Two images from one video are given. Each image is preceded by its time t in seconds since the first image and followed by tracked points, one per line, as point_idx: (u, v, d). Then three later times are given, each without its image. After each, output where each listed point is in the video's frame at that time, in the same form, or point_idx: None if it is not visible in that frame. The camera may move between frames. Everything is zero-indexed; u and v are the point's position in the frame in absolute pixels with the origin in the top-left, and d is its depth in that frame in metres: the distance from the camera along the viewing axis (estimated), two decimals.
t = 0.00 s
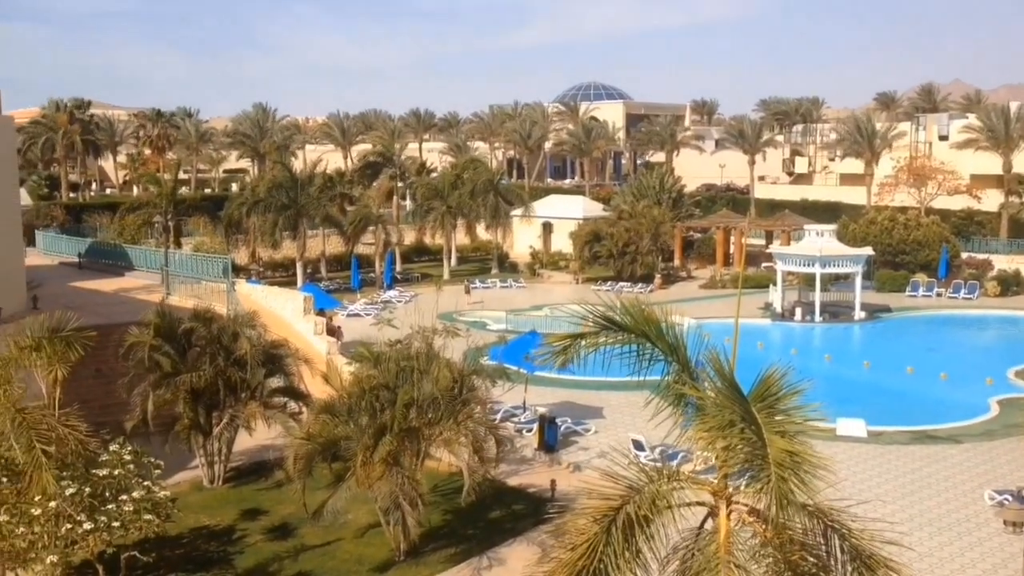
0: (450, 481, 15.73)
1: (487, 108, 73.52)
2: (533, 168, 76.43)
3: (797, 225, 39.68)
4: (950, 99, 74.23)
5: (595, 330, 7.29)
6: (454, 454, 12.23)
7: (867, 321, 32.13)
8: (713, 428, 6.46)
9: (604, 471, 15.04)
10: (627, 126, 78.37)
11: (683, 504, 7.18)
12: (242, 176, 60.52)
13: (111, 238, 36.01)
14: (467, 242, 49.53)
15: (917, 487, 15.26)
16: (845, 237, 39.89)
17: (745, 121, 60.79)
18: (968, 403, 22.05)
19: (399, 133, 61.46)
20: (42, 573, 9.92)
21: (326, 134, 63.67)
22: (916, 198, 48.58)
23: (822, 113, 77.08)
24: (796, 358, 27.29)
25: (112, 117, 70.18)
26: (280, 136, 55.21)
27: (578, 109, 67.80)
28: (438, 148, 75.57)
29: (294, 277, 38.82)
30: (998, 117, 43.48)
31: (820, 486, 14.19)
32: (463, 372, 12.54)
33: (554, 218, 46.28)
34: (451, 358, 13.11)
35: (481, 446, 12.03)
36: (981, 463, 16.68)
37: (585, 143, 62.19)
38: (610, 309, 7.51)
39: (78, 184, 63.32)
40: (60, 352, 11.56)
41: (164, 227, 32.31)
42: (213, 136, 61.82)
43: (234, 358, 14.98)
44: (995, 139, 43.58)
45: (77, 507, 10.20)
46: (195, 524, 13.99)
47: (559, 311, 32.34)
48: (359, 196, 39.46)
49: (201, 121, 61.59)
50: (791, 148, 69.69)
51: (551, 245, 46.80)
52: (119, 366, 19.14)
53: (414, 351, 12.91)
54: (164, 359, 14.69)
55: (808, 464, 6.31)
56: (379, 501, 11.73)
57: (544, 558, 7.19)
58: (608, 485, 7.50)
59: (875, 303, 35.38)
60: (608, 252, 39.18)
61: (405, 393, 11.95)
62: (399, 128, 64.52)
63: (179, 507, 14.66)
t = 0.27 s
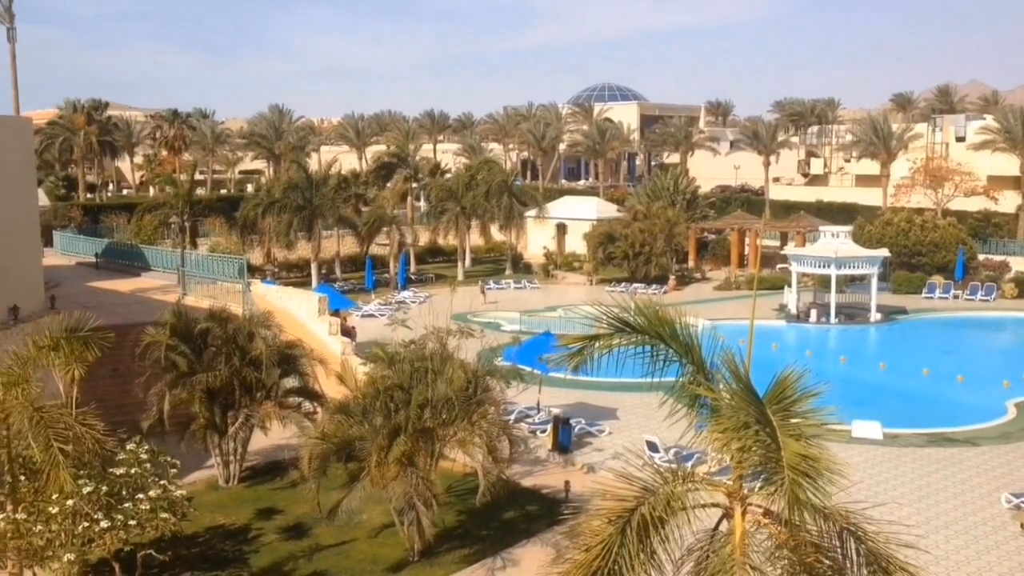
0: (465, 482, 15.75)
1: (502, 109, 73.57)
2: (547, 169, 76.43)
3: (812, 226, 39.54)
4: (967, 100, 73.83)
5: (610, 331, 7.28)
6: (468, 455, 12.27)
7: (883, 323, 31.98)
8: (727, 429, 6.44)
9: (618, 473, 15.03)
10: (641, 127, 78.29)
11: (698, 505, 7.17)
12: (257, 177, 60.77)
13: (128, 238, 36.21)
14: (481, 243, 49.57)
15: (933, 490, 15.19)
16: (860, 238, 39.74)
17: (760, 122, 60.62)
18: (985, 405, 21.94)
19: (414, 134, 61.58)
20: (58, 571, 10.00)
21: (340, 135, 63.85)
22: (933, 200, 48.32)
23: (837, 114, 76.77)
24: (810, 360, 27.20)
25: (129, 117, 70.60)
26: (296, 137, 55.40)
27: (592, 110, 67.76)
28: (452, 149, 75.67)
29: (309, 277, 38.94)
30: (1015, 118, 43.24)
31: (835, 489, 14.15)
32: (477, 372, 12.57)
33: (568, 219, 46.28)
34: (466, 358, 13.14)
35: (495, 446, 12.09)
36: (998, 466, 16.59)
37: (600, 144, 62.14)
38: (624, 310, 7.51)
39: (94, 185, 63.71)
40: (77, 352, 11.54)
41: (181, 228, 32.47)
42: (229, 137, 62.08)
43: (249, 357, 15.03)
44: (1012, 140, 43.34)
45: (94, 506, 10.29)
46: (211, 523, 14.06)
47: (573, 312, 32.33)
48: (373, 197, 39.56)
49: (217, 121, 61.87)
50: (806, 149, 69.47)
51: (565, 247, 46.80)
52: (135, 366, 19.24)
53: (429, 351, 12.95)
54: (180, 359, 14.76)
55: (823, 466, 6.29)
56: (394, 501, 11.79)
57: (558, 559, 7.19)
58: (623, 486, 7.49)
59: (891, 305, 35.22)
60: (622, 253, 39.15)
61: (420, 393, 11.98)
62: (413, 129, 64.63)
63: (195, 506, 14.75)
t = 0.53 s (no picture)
0: (478, 480, 15.76)
1: (515, 108, 73.56)
2: (560, 168, 76.40)
3: (826, 223, 39.36)
4: (983, 96, 73.34)
5: (623, 330, 7.27)
6: (482, 453, 12.27)
7: (898, 320, 31.81)
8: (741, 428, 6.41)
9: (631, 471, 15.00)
10: (655, 125, 78.15)
11: (712, 503, 7.14)
12: (271, 176, 61.00)
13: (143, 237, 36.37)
14: (495, 242, 49.59)
15: (949, 488, 15.11)
16: (876, 235, 39.55)
17: (774, 119, 60.41)
18: (1001, 403, 21.80)
19: (427, 133, 61.66)
20: (74, 569, 10.04)
21: (354, 134, 63.99)
22: (949, 196, 48.02)
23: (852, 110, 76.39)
24: (825, 357, 27.10)
25: (144, 118, 70.90)
26: (309, 136, 55.53)
27: (606, 108, 67.65)
28: (466, 147, 75.72)
29: (322, 276, 39.03)
30: None
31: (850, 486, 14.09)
32: (491, 371, 12.57)
33: (582, 217, 46.24)
34: (479, 356, 13.14)
35: (508, 444, 12.08)
36: (1015, 464, 16.49)
37: (613, 142, 62.05)
38: (637, 308, 7.49)
39: (111, 184, 64.08)
40: (93, 350, 11.58)
41: (195, 227, 32.59)
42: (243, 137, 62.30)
43: (263, 356, 15.09)
44: None
45: (109, 504, 10.33)
46: (226, 521, 14.11)
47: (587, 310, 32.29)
48: (387, 195, 39.62)
49: (231, 121, 62.08)
50: (821, 146, 69.16)
51: (579, 245, 46.76)
52: (150, 365, 19.33)
53: (442, 349, 12.95)
54: (195, 358, 14.83)
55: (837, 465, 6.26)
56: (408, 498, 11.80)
57: (571, 557, 7.18)
58: (637, 484, 7.48)
59: (906, 302, 35.03)
60: (636, 251, 39.07)
61: (433, 391, 12.00)
62: (427, 128, 64.70)
63: (209, 504, 14.80)
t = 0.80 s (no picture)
0: (475, 474, 15.77)
1: (511, 103, 73.50)
2: (556, 162, 76.36)
3: (822, 216, 39.38)
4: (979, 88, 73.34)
5: (619, 325, 7.26)
6: (479, 447, 12.27)
7: (895, 313, 31.84)
8: (738, 421, 6.42)
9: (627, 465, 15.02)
10: (651, 119, 78.14)
11: (708, 496, 7.14)
12: (267, 171, 60.97)
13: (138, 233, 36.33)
14: (491, 236, 49.57)
15: (946, 480, 15.14)
16: (871, 229, 39.59)
17: (770, 113, 60.39)
18: (996, 395, 21.84)
19: (423, 127, 61.59)
20: (71, 564, 10.04)
21: (350, 129, 63.92)
22: (945, 189, 48.03)
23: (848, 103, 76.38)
24: (822, 350, 27.13)
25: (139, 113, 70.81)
26: (305, 131, 55.45)
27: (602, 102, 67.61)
28: (462, 142, 75.67)
29: (319, 271, 39.00)
30: None
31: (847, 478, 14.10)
32: (488, 365, 12.57)
33: (578, 211, 46.23)
34: (476, 351, 13.15)
35: (505, 438, 12.09)
36: (1011, 456, 16.52)
37: (609, 136, 62.03)
38: (634, 303, 7.49)
39: (106, 180, 63.99)
40: (89, 346, 11.57)
41: (191, 222, 32.54)
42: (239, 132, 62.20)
43: (260, 351, 15.09)
44: None
45: (106, 499, 10.32)
46: (223, 516, 14.12)
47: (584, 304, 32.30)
48: (383, 190, 39.56)
49: (227, 116, 61.99)
50: (817, 140, 69.18)
51: (575, 239, 46.76)
52: (147, 360, 19.31)
53: (439, 343, 12.95)
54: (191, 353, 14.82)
55: (834, 457, 6.27)
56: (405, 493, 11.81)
57: (569, 551, 7.19)
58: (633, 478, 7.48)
59: (902, 295, 35.07)
60: (633, 245, 39.07)
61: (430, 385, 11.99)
62: (422, 122, 64.62)
63: (206, 499, 14.81)
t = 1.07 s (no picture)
0: (474, 467, 15.76)
1: (509, 96, 73.41)
2: (554, 155, 76.29)
3: (821, 210, 39.36)
4: (978, 81, 73.25)
5: (617, 319, 7.25)
6: (478, 440, 12.27)
7: (893, 306, 31.84)
8: (738, 413, 6.42)
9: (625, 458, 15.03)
10: (649, 112, 78.06)
11: (707, 489, 7.13)
12: (266, 165, 60.92)
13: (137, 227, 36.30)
14: (490, 230, 49.55)
15: (944, 472, 15.16)
16: (870, 221, 39.57)
17: (769, 106, 60.32)
18: (995, 388, 21.87)
19: (421, 121, 61.51)
20: (70, 558, 10.05)
21: (348, 123, 63.85)
22: (943, 182, 47.99)
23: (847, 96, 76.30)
24: (820, 343, 27.15)
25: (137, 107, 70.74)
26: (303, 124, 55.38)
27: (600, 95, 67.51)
28: (460, 135, 75.59)
29: (317, 264, 38.98)
30: None
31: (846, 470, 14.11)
32: (487, 358, 12.57)
33: (576, 205, 46.21)
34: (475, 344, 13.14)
35: (504, 431, 12.09)
36: (1009, 448, 16.54)
37: (608, 129, 61.98)
38: (631, 296, 7.48)
39: (104, 174, 63.91)
40: (87, 341, 11.56)
41: (189, 216, 32.49)
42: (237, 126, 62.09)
43: (258, 345, 15.10)
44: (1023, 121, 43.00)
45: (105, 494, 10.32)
46: (222, 509, 14.13)
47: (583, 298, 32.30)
48: (381, 184, 39.52)
49: (224, 110, 61.90)
50: (815, 132, 69.13)
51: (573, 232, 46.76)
52: (145, 355, 19.30)
53: (437, 337, 12.94)
54: (189, 347, 14.80)
55: (835, 448, 6.28)
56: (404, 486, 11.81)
57: (567, 545, 7.19)
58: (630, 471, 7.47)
59: (901, 288, 35.07)
60: (631, 238, 39.05)
61: (428, 379, 11.98)
62: (421, 115, 64.57)
63: (205, 492, 14.82)
